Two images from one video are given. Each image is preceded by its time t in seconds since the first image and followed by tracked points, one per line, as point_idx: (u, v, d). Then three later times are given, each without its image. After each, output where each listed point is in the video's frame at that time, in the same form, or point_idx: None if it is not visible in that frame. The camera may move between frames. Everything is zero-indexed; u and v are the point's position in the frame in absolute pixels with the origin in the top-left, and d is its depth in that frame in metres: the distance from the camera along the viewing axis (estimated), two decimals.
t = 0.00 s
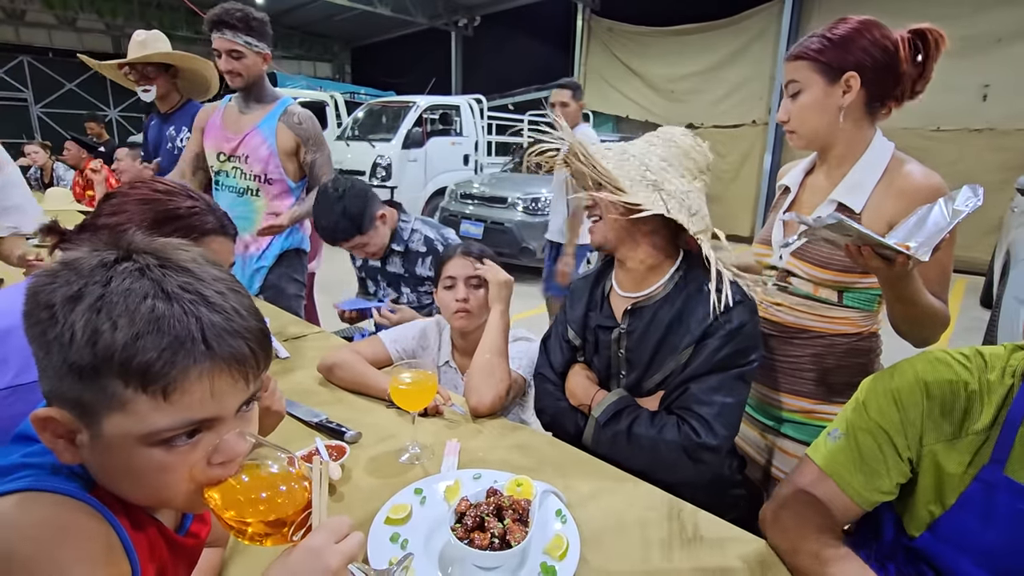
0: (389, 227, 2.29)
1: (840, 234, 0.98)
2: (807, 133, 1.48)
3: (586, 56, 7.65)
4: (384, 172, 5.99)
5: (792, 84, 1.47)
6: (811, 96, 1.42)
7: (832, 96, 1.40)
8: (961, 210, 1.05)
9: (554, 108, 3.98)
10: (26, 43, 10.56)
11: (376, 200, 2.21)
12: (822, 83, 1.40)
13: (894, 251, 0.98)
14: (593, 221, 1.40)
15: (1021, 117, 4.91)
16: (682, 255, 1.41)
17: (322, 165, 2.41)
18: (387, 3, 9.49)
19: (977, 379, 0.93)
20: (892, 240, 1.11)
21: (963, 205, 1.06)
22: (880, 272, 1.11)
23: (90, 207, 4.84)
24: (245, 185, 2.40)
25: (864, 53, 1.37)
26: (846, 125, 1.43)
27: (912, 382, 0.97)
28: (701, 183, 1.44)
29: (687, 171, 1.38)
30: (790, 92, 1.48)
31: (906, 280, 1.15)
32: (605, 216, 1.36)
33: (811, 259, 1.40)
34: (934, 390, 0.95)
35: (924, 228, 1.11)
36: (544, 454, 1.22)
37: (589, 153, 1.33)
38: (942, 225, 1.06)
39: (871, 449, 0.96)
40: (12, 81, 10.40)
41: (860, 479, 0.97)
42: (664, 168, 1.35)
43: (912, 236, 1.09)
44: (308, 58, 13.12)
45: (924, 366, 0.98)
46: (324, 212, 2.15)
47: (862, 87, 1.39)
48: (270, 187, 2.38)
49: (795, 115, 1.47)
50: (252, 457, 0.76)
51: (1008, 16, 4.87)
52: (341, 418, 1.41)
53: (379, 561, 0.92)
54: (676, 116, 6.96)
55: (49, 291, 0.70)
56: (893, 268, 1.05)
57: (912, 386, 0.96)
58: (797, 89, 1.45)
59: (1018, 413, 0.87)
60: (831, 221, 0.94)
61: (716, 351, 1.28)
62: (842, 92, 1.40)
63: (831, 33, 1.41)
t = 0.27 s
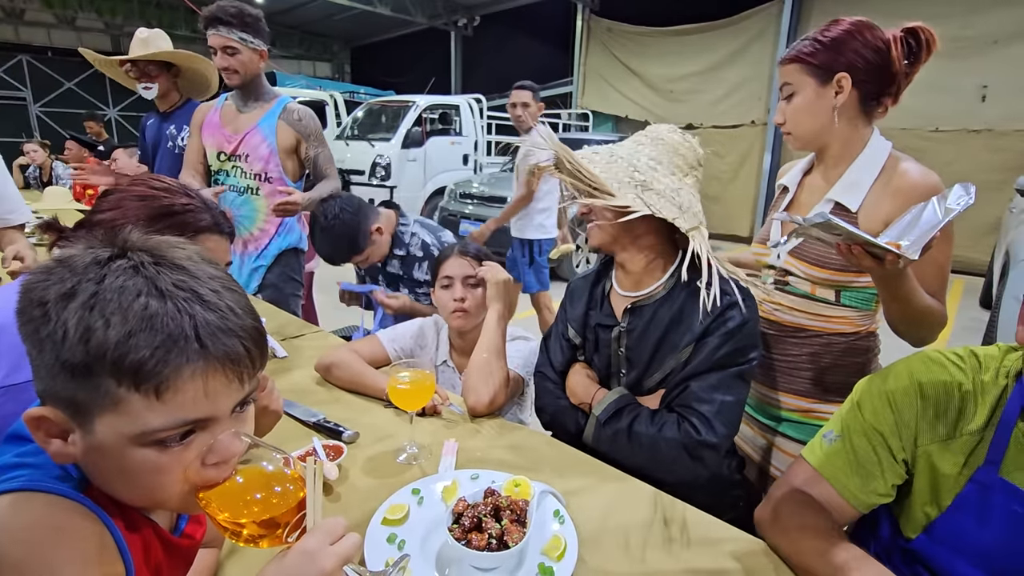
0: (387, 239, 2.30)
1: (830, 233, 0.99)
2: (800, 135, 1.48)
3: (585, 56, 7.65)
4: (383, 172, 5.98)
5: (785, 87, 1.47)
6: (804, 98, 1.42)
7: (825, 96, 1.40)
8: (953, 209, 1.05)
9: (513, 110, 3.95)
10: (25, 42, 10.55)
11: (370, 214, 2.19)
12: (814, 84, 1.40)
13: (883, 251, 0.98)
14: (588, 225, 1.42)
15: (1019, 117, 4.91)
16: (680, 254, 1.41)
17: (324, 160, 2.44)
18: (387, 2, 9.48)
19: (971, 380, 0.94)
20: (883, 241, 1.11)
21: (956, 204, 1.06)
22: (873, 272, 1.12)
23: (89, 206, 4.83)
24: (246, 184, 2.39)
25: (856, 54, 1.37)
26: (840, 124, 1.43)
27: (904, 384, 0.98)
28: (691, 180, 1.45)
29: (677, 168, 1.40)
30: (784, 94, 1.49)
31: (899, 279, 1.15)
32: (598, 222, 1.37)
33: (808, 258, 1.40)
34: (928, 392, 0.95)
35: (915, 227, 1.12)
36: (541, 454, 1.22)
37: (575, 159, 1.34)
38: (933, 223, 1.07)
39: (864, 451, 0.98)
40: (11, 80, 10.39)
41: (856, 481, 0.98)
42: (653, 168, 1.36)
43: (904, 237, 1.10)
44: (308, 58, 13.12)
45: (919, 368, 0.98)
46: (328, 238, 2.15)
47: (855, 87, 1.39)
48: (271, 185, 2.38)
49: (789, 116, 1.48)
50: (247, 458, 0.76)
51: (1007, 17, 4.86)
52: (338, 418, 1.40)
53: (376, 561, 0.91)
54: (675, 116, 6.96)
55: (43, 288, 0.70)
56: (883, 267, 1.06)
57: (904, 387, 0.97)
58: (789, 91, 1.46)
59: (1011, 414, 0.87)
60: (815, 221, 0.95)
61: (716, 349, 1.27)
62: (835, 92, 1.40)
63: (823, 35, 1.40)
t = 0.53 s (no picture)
0: (391, 243, 2.30)
1: (824, 232, 0.99)
2: (801, 133, 1.48)
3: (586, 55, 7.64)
4: (384, 170, 5.98)
5: (786, 83, 1.47)
6: (805, 95, 1.42)
7: (827, 93, 1.40)
8: (947, 208, 1.04)
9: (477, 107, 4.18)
10: (25, 40, 10.55)
11: (372, 220, 2.19)
12: (816, 80, 1.40)
13: (878, 250, 0.98)
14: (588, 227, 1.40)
15: (1020, 117, 4.91)
16: (682, 253, 1.41)
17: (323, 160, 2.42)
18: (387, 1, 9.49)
19: (978, 378, 0.94)
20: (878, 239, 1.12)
21: (950, 203, 1.05)
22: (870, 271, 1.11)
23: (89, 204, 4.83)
24: (245, 183, 2.39)
25: (858, 52, 1.37)
26: (841, 122, 1.42)
27: (911, 381, 0.97)
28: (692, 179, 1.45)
29: (679, 167, 1.40)
30: (785, 90, 1.48)
31: (897, 277, 1.15)
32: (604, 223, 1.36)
33: (807, 256, 1.40)
34: (935, 389, 0.95)
35: (911, 224, 1.12)
36: (544, 452, 1.22)
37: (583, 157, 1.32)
38: (929, 219, 1.07)
39: (875, 448, 0.97)
40: (11, 78, 10.40)
41: (865, 479, 0.97)
42: (658, 166, 1.37)
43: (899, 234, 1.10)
44: (308, 56, 13.12)
45: (925, 365, 0.98)
46: (331, 247, 2.16)
47: (857, 85, 1.38)
48: (270, 184, 2.38)
49: (790, 113, 1.48)
50: (247, 455, 0.75)
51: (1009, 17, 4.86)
52: (340, 416, 1.40)
53: (378, 559, 0.91)
54: (675, 116, 6.96)
55: (41, 285, 0.70)
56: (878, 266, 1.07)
57: (911, 384, 0.97)
58: (791, 88, 1.45)
59: (1018, 412, 0.87)
60: (809, 220, 0.95)
61: (721, 347, 1.27)
62: (837, 90, 1.39)
63: (825, 33, 1.40)
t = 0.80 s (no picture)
0: (392, 242, 2.30)
1: (825, 231, 0.99)
2: (802, 131, 1.48)
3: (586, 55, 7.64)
4: (384, 170, 5.99)
5: (791, 80, 1.47)
6: (810, 92, 1.42)
7: (832, 92, 1.40)
8: (948, 208, 1.04)
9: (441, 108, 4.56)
10: (26, 39, 10.58)
11: (377, 219, 2.20)
12: (822, 78, 1.40)
13: (878, 248, 0.99)
14: (600, 227, 1.39)
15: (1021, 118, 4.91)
16: (683, 253, 1.42)
17: (295, 157, 2.32)
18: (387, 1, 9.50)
19: (980, 379, 0.94)
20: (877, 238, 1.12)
21: (950, 203, 1.05)
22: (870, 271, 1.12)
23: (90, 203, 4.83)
24: (232, 183, 2.42)
25: (862, 50, 1.37)
26: (843, 121, 1.43)
27: (914, 382, 0.98)
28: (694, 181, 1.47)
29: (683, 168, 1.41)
30: (789, 88, 1.48)
31: (896, 277, 1.16)
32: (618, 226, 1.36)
33: (806, 256, 1.40)
34: (938, 390, 0.96)
35: (910, 222, 1.12)
36: (544, 452, 1.22)
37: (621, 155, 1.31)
38: (927, 217, 1.07)
39: (879, 450, 0.98)
40: (12, 77, 10.41)
41: (872, 481, 0.98)
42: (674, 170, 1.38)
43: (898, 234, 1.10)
44: (308, 56, 13.14)
45: (927, 367, 0.98)
46: (336, 245, 2.16)
47: (862, 84, 1.39)
48: (250, 183, 2.37)
49: (791, 112, 1.48)
50: (247, 454, 0.75)
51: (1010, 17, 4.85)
52: (341, 416, 1.41)
53: (378, 558, 0.91)
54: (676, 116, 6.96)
55: (41, 283, 0.71)
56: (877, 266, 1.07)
57: (914, 386, 0.98)
58: (796, 85, 1.45)
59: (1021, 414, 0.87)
60: (809, 220, 0.95)
61: (723, 346, 1.28)
62: (841, 89, 1.40)
63: (830, 30, 1.40)
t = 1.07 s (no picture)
0: (391, 240, 2.31)
1: (825, 231, 0.99)
2: (802, 130, 1.47)
3: (586, 55, 7.63)
4: (384, 169, 5.99)
5: (790, 81, 1.47)
6: (810, 92, 1.42)
7: (831, 92, 1.40)
8: (947, 207, 1.04)
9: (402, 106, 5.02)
10: (25, 39, 10.57)
11: (377, 217, 2.21)
12: (822, 78, 1.40)
13: (879, 248, 0.99)
14: (612, 232, 1.38)
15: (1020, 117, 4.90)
16: (681, 256, 1.42)
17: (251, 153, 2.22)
18: None
19: (980, 379, 0.94)
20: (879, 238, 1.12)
21: (949, 202, 1.05)
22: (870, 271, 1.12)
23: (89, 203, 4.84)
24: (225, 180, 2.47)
25: (862, 50, 1.37)
26: (843, 121, 1.43)
27: (913, 382, 0.98)
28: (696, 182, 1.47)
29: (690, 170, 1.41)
30: (788, 89, 1.48)
31: (896, 277, 1.16)
32: (634, 229, 1.35)
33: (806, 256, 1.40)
34: (937, 390, 0.96)
35: (911, 222, 1.12)
36: (544, 452, 1.22)
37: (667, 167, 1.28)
38: (928, 217, 1.07)
39: (880, 449, 0.98)
40: (11, 76, 10.40)
41: (873, 480, 0.98)
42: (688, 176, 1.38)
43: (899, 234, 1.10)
44: (308, 55, 13.13)
45: (927, 366, 0.99)
46: (336, 239, 2.16)
47: (861, 84, 1.39)
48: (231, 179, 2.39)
49: (791, 112, 1.48)
50: (248, 457, 0.76)
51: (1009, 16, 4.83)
52: (341, 416, 1.41)
53: (379, 560, 0.91)
54: (675, 115, 6.96)
55: (39, 285, 0.71)
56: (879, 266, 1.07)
57: (914, 385, 0.98)
58: (795, 85, 1.45)
59: (1021, 413, 0.87)
60: (810, 218, 0.96)
61: (721, 347, 1.28)
62: (841, 88, 1.40)
63: (830, 32, 1.40)
